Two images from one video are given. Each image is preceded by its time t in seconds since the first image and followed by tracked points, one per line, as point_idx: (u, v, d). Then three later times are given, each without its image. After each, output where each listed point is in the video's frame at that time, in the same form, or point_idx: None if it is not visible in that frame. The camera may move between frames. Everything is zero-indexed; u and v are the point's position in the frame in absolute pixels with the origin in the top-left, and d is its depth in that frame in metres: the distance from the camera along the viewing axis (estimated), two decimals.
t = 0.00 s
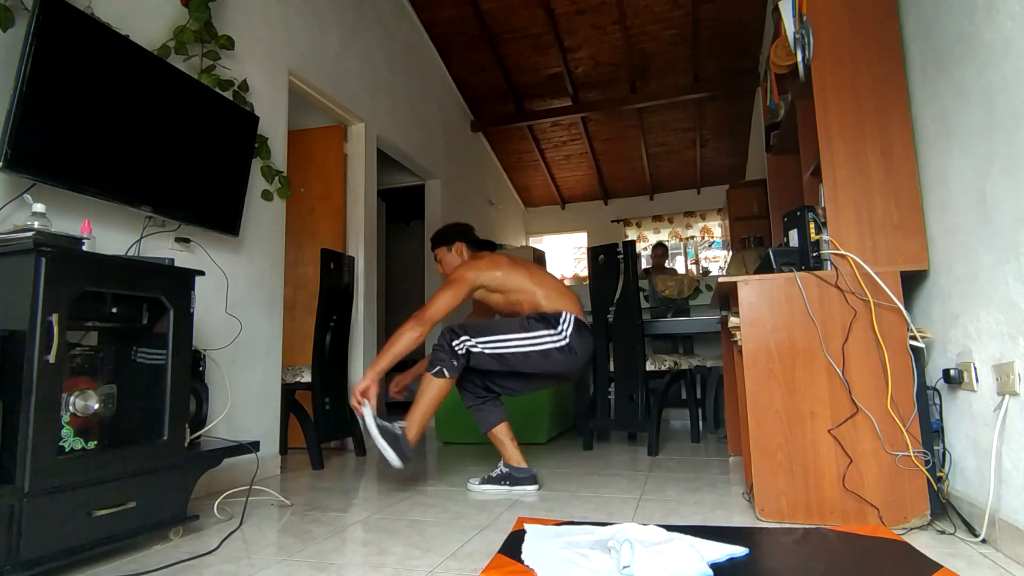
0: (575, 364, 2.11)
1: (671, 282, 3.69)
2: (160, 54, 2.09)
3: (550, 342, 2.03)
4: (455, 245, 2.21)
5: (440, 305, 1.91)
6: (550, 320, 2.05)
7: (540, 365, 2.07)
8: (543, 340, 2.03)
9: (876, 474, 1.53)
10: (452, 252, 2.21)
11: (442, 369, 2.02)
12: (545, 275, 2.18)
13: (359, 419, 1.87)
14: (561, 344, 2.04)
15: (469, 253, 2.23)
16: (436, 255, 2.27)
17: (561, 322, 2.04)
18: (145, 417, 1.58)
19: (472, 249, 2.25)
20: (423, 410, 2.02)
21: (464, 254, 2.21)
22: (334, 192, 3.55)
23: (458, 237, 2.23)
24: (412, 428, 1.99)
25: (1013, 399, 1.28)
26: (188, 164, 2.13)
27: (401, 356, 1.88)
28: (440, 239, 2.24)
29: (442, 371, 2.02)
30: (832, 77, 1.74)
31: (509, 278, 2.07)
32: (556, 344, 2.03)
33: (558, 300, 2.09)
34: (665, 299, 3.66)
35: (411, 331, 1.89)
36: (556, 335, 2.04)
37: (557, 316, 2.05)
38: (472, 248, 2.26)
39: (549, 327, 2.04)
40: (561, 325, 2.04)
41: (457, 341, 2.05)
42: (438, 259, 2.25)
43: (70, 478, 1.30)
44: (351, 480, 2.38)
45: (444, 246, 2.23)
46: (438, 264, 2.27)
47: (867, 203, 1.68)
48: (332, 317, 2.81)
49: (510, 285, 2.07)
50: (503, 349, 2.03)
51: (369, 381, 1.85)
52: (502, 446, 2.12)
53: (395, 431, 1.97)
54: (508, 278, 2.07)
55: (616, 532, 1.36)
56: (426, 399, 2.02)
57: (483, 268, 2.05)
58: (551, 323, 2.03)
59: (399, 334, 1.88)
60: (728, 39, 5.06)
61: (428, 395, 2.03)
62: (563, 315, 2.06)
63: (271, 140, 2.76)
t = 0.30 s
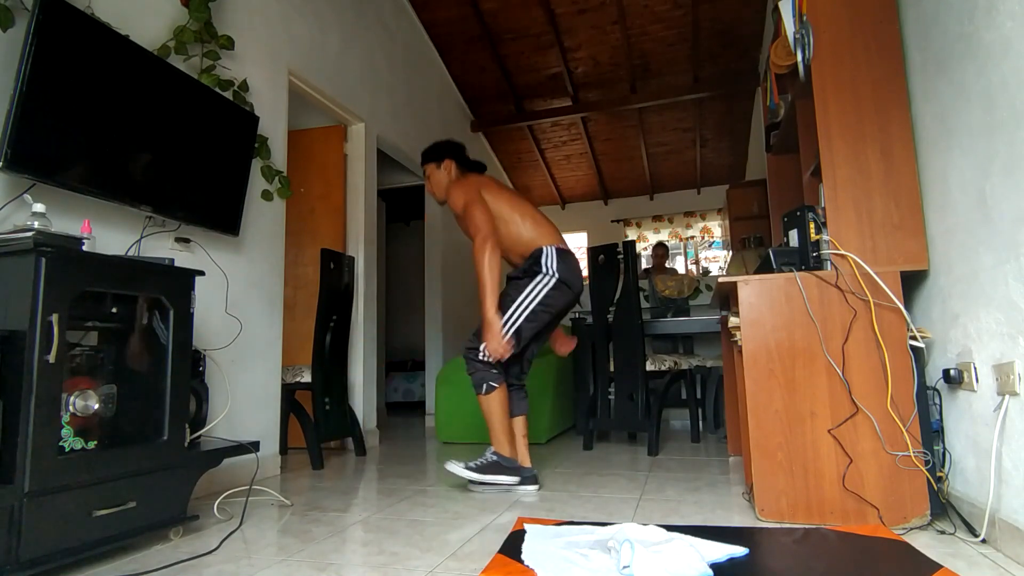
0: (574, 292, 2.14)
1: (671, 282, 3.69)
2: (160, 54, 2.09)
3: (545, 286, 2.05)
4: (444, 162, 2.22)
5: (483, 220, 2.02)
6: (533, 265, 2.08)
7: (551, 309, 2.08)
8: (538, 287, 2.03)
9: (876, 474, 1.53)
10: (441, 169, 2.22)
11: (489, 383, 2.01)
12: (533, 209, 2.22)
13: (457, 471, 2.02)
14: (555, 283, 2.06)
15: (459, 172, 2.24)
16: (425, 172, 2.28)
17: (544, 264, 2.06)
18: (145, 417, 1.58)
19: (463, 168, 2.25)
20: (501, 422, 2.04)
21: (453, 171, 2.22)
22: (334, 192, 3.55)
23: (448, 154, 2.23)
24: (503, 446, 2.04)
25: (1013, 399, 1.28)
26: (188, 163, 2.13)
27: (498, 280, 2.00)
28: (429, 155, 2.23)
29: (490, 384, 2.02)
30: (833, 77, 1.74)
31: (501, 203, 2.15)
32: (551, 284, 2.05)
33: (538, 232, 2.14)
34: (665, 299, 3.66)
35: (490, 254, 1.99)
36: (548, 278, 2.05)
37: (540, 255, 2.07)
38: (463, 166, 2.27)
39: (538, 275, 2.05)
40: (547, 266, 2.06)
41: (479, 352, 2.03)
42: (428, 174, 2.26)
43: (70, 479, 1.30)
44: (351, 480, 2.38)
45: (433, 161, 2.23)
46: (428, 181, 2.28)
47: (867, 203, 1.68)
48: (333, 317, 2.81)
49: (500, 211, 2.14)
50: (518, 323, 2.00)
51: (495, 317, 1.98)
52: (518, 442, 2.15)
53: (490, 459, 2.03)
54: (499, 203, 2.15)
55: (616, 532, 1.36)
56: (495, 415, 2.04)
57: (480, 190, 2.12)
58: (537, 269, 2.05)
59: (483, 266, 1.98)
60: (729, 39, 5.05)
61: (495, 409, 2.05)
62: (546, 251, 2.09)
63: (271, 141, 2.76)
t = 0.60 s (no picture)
0: (554, 262, 2.12)
1: (671, 282, 3.68)
2: (160, 54, 2.09)
3: (526, 272, 2.03)
4: (464, 101, 2.22)
5: (493, 158, 2.02)
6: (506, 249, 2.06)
7: (541, 290, 2.07)
8: (521, 277, 2.01)
9: (877, 474, 1.53)
10: (459, 109, 2.22)
11: (523, 396, 1.95)
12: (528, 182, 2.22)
13: (482, 496, 1.94)
14: (536, 264, 2.05)
15: (477, 113, 2.23)
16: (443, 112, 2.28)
17: (519, 251, 2.03)
18: (145, 417, 1.58)
19: (480, 111, 2.24)
20: (531, 434, 1.99)
21: (470, 111, 2.22)
22: (334, 191, 3.55)
23: (467, 94, 2.21)
24: (529, 461, 1.98)
25: (1012, 399, 1.28)
26: (188, 163, 2.13)
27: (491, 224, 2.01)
28: (450, 93, 2.22)
29: (524, 397, 1.95)
30: (833, 77, 1.74)
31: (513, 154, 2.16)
32: (531, 267, 2.03)
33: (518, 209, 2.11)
34: (665, 299, 3.66)
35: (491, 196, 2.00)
36: (526, 262, 2.03)
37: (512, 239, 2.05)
38: (481, 107, 2.25)
39: (516, 264, 2.03)
40: (521, 251, 2.03)
41: (509, 366, 1.96)
42: (445, 112, 2.25)
43: (69, 479, 1.30)
44: (350, 480, 2.38)
45: (451, 100, 2.22)
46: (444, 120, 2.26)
47: (867, 203, 1.68)
48: (333, 317, 2.81)
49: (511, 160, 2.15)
50: (523, 318, 2.00)
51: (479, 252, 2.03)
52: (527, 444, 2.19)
53: (518, 476, 1.96)
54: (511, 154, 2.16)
55: (616, 532, 1.36)
56: (524, 427, 1.99)
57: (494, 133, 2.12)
58: (513, 257, 2.03)
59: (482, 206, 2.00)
60: (729, 39, 5.05)
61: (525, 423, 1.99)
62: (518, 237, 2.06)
63: (271, 141, 2.76)
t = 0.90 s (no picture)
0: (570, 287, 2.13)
1: (671, 282, 3.68)
2: (160, 54, 2.09)
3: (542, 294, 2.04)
4: (452, 128, 2.12)
5: (496, 208, 1.96)
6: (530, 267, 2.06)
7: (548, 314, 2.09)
8: (538, 296, 2.02)
9: (877, 474, 1.53)
10: (448, 135, 2.13)
11: (506, 403, 1.96)
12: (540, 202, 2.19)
13: (481, 496, 1.94)
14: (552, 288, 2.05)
15: (466, 138, 2.15)
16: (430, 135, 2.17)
17: (541, 271, 2.03)
18: (145, 416, 1.58)
19: (470, 135, 2.16)
20: (523, 438, 2.00)
21: (460, 138, 2.13)
22: (334, 192, 3.55)
23: (454, 119, 2.13)
24: (528, 462, 1.99)
25: (1013, 399, 1.28)
26: (188, 164, 2.13)
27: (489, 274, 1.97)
28: (435, 120, 2.13)
29: (507, 404, 1.96)
30: (833, 77, 1.74)
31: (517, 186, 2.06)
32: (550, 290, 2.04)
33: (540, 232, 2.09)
34: (665, 299, 3.66)
35: (491, 244, 1.95)
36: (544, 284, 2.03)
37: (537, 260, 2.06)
38: (470, 131, 2.17)
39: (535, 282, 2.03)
40: (544, 272, 2.04)
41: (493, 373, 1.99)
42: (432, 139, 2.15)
43: (70, 479, 1.30)
44: (350, 480, 2.38)
45: (439, 126, 2.12)
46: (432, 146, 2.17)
47: (867, 203, 1.68)
48: (333, 317, 2.81)
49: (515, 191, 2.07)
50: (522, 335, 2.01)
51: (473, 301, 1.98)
52: (473, 427, 2.13)
53: (517, 476, 1.96)
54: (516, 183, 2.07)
55: (616, 532, 1.36)
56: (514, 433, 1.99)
57: (497, 168, 2.02)
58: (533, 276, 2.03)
59: (480, 253, 1.94)
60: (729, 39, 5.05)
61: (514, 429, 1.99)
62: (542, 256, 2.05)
63: (271, 141, 2.76)
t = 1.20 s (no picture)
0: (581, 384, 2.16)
1: (671, 282, 3.68)
2: (160, 54, 2.09)
3: (550, 383, 2.08)
4: (451, 241, 2.01)
5: (487, 328, 1.80)
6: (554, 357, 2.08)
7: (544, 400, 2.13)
8: (544, 382, 2.07)
9: (877, 474, 1.53)
10: (448, 249, 2.01)
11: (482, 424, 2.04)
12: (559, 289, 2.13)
13: (481, 497, 1.94)
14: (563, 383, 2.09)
15: (467, 249, 2.02)
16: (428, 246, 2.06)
17: (562, 365, 2.06)
18: (146, 416, 1.58)
19: (471, 243, 2.04)
20: (514, 447, 2.06)
21: (461, 251, 2.01)
22: (334, 192, 3.55)
23: (454, 231, 2.01)
24: (524, 463, 2.01)
25: (1012, 399, 1.28)
26: (188, 164, 2.13)
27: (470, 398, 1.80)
28: (434, 233, 2.01)
29: (483, 424, 2.04)
30: (833, 77, 1.74)
31: (521, 293, 1.97)
32: (559, 384, 2.08)
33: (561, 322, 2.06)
34: (665, 299, 3.66)
35: (472, 366, 1.79)
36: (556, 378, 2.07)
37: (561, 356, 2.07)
38: (470, 242, 2.04)
39: (551, 371, 2.07)
40: (562, 368, 2.06)
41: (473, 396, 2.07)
42: (431, 253, 2.03)
43: (69, 479, 1.30)
44: (350, 481, 2.38)
45: (438, 239, 2.00)
46: (431, 260, 2.05)
47: (867, 203, 1.68)
48: (332, 317, 2.81)
49: (521, 299, 1.99)
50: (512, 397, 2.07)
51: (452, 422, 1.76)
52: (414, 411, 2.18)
53: (517, 476, 1.97)
54: (518, 292, 1.97)
55: (616, 532, 1.36)
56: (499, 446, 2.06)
57: (498, 284, 1.86)
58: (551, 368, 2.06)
59: (461, 377, 1.79)
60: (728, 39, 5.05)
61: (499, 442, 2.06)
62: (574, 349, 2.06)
63: (271, 141, 2.76)
